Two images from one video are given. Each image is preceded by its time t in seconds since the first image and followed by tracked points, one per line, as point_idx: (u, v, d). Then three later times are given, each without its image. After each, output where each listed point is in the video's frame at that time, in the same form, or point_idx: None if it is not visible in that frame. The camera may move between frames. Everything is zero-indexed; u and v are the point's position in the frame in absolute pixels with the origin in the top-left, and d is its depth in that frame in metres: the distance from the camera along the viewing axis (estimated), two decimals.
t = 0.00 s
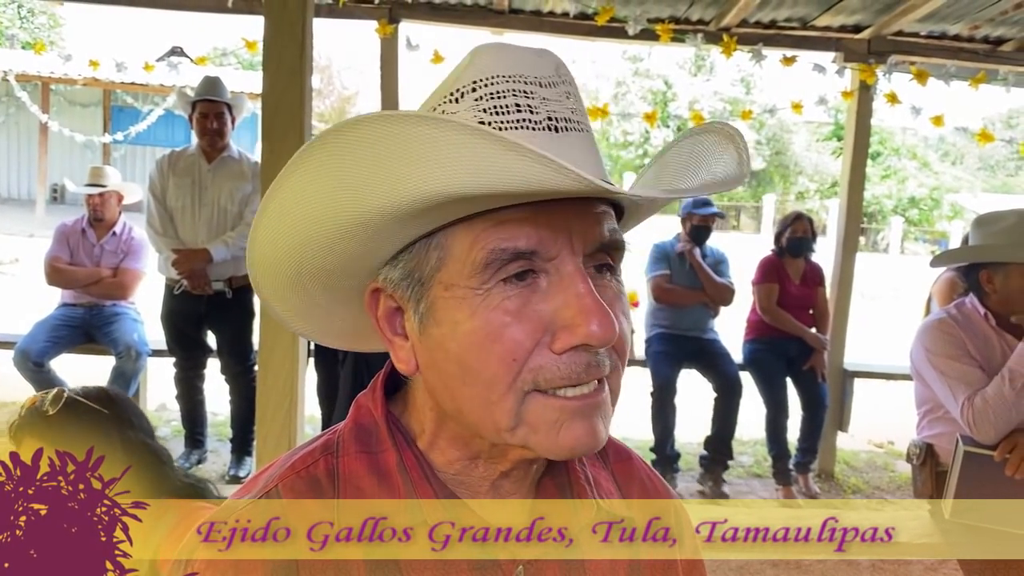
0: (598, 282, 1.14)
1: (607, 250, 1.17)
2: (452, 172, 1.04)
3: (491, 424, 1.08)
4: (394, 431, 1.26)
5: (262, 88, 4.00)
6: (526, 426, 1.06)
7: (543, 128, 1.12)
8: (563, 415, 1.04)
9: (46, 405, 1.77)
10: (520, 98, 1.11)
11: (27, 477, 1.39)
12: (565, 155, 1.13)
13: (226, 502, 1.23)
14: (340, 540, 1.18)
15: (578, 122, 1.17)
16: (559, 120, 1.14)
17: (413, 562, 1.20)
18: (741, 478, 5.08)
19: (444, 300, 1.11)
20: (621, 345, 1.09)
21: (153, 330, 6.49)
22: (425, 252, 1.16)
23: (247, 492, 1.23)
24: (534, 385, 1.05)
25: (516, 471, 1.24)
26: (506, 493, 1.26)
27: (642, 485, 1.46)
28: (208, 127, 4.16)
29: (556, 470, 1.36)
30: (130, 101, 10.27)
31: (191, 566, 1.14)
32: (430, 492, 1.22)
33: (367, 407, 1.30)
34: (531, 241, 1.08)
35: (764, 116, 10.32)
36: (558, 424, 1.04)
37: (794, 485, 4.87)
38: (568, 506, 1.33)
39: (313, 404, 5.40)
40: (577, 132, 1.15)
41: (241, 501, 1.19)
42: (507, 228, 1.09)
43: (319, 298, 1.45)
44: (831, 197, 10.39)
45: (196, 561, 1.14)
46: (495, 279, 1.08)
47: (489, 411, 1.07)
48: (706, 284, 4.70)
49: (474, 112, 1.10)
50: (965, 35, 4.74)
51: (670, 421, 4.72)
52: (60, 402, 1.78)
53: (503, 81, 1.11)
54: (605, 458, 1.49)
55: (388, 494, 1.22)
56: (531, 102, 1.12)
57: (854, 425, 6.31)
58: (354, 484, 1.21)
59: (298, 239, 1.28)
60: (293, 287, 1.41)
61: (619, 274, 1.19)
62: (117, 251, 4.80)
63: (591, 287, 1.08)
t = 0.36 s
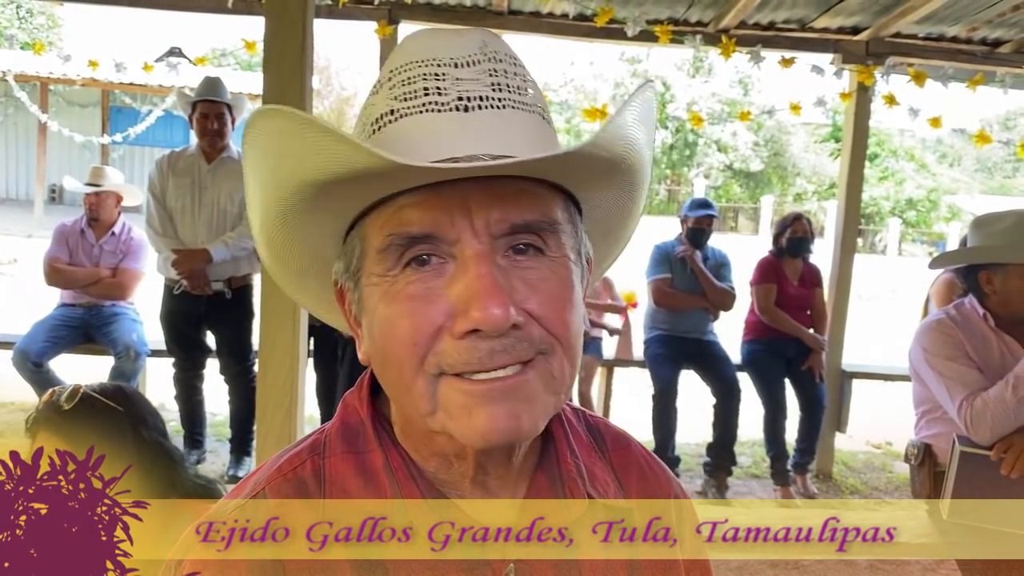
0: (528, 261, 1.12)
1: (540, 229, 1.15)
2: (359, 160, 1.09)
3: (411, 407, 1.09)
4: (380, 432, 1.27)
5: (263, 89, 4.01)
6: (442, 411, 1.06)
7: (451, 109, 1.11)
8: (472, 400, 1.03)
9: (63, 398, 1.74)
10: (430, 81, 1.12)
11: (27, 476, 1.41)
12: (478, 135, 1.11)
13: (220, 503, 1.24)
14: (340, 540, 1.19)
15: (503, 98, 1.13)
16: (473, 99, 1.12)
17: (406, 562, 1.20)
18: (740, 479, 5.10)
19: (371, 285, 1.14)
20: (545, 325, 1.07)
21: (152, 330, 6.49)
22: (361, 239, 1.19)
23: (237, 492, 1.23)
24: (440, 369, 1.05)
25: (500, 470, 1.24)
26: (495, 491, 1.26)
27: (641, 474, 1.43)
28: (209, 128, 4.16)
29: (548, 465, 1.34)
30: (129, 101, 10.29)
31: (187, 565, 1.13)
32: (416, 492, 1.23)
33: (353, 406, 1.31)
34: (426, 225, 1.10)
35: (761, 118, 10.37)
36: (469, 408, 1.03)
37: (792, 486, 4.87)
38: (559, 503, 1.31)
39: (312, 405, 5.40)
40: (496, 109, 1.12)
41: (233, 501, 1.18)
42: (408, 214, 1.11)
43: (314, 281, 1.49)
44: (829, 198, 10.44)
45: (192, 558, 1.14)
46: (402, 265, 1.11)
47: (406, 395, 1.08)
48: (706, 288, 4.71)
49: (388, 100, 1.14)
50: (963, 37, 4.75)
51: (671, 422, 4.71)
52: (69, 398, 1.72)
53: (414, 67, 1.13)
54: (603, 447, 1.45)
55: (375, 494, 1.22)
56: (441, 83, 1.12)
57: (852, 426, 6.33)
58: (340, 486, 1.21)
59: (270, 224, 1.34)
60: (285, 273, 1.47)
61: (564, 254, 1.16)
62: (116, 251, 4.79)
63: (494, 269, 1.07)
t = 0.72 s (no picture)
0: (477, 274, 1.13)
1: (487, 241, 1.15)
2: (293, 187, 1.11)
3: (361, 421, 1.13)
4: (352, 442, 1.27)
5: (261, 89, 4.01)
6: (389, 427, 1.10)
7: (391, 116, 1.11)
8: (416, 419, 1.07)
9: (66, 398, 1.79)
10: (370, 87, 1.12)
11: (27, 476, 1.42)
12: (422, 143, 1.11)
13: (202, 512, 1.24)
14: (340, 540, 1.20)
15: (449, 102, 1.13)
16: (414, 104, 1.12)
17: (406, 561, 1.21)
18: (736, 479, 5.11)
19: (318, 299, 1.17)
20: (496, 339, 1.10)
21: (149, 330, 6.49)
22: (309, 250, 1.22)
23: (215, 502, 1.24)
24: (383, 386, 1.09)
25: (474, 479, 1.25)
26: (478, 490, 1.26)
27: (627, 466, 1.42)
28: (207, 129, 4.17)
29: (526, 467, 1.35)
30: (126, 101, 10.30)
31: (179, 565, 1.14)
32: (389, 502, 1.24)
33: (325, 415, 1.30)
34: (365, 243, 1.11)
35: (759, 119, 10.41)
36: (414, 428, 1.07)
37: (789, 486, 4.88)
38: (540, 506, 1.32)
39: (310, 405, 5.41)
40: (441, 114, 1.12)
41: (223, 501, 1.21)
42: (349, 228, 1.13)
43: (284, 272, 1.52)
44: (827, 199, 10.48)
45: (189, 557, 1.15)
46: (346, 281, 1.13)
47: (354, 408, 1.12)
48: (703, 292, 4.74)
49: (331, 110, 1.15)
50: (959, 40, 4.77)
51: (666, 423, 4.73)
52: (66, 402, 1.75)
53: (354, 72, 1.13)
54: (587, 443, 1.45)
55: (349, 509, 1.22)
56: (382, 89, 1.12)
57: (848, 427, 6.35)
58: (313, 497, 1.22)
59: (233, 228, 1.38)
60: (256, 267, 1.51)
61: (518, 264, 1.17)
62: (114, 252, 4.79)
63: (435, 285, 1.09)
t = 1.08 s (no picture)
0: (494, 262, 1.18)
1: (505, 234, 1.20)
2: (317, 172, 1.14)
3: (383, 405, 1.19)
4: (367, 428, 1.30)
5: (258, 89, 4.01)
6: (408, 407, 1.16)
7: (414, 111, 1.13)
8: (436, 402, 1.14)
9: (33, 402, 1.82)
10: (393, 82, 1.15)
11: (27, 475, 1.45)
12: (443, 135, 1.13)
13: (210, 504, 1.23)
14: (339, 539, 1.20)
15: (469, 96, 1.16)
16: (437, 99, 1.14)
17: (406, 562, 1.21)
18: (732, 479, 5.12)
19: (338, 281, 1.20)
20: (512, 321, 1.17)
21: (145, 330, 6.49)
22: (330, 238, 1.25)
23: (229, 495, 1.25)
24: (403, 364, 1.15)
25: (489, 466, 1.28)
26: (490, 477, 1.29)
27: (638, 459, 1.43)
28: (203, 128, 4.16)
29: (539, 456, 1.37)
30: (122, 100, 10.31)
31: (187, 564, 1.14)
32: (405, 487, 1.26)
33: (342, 404, 1.32)
34: (390, 234, 1.16)
35: (755, 120, 10.43)
36: (433, 409, 1.14)
37: (784, 486, 4.89)
38: (551, 493, 1.33)
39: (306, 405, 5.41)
40: (463, 108, 1.15)
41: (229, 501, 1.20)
42: (372, 219, 1.17)
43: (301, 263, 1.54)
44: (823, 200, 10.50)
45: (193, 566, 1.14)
46: (365, 268, 1.17)
47: (375, 390, 1.17)
48: (699, 293, 4.74)
49: (354, 102, 1.18)
50: (954, 40, 4.78)
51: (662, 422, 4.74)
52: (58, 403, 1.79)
53: (377, 67, 1.16)
54: (599, 435, 1.46)
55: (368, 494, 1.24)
56: (405, 84, 1.14)
57: (844, 426, 6.36)
58: (331, 485, 1.23)
59: (252, 215, 1.41)
60: (272, 257, 1.54)
61: (534, 254, 1.22)
62: (109, 251, 4.79)
63: (455, 274, 1.14)
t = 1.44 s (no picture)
0: (573, 260, 1.22)
1: (582, 235, 1.24)
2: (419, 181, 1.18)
3: (465, 390, 1.21)
4: (440, 409, 1.33)
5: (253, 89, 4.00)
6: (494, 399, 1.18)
7: (503, 125, 1.20)
8: (523, 394, 1.16)
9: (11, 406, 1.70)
10: (484, 101, 1.22)
11: (27, 475, 1.49)
12: (529, 148, 1.21)
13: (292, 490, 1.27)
14: (339, 539, 1.19)
15: (551, 113, 1.23)
16: (523, 115, 1.22)
17: (407, 562, 1.20)
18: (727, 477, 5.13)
19: (429, 280, 1.23)
20: (589, 313, 1.20)
21: (139, 329, 6.48)
22: (418, 243, 1.28)
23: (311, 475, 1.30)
24: (491, 355, 1.17)
25: (559, 444, 1.30)
26: (549, 457, 1.31)
27: (690, 456, 1.45)
28: (198, 127, 4.15)
29: (597, 436, 1.38)
30: (117, 100, 10.31)
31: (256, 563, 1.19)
32: (476, 458, 1.27)
33: (416, 391, 1.36)
34: (483, 236, 1.19)
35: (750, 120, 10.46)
36: (520, 400, 1.16)
37: (778, 485, 4.90)
38: (609, 471, 1.35)
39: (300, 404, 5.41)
40: (547, 122, 1.22)
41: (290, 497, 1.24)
42: (464, 223, 1.20)
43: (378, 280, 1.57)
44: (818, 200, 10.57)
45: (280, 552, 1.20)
46: (455, 266, 1.20)
47: (460, 377, 1.19)
48: (694, 292, 4.74)
49: (445, 116, 1.23)
50: (949, 40, 4.79)
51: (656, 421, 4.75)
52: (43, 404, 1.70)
53: (467, 84, 1.22)
54: (649, 430, 1.48)
55: (438, 465, 1.27)
56: (492, 101, 1.22)
57: (838, 425, 6.37)
58: (406, 459, 1.27)
59: (340, 227, 1.43)
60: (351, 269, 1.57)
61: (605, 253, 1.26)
62: (103, 250, 4.79)
63: (542, 272, 1.18)
